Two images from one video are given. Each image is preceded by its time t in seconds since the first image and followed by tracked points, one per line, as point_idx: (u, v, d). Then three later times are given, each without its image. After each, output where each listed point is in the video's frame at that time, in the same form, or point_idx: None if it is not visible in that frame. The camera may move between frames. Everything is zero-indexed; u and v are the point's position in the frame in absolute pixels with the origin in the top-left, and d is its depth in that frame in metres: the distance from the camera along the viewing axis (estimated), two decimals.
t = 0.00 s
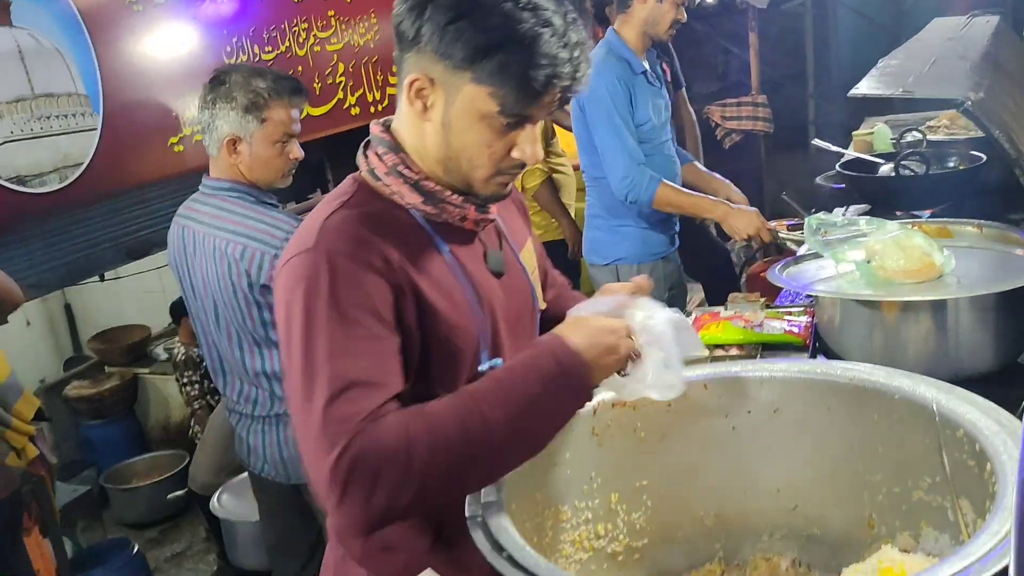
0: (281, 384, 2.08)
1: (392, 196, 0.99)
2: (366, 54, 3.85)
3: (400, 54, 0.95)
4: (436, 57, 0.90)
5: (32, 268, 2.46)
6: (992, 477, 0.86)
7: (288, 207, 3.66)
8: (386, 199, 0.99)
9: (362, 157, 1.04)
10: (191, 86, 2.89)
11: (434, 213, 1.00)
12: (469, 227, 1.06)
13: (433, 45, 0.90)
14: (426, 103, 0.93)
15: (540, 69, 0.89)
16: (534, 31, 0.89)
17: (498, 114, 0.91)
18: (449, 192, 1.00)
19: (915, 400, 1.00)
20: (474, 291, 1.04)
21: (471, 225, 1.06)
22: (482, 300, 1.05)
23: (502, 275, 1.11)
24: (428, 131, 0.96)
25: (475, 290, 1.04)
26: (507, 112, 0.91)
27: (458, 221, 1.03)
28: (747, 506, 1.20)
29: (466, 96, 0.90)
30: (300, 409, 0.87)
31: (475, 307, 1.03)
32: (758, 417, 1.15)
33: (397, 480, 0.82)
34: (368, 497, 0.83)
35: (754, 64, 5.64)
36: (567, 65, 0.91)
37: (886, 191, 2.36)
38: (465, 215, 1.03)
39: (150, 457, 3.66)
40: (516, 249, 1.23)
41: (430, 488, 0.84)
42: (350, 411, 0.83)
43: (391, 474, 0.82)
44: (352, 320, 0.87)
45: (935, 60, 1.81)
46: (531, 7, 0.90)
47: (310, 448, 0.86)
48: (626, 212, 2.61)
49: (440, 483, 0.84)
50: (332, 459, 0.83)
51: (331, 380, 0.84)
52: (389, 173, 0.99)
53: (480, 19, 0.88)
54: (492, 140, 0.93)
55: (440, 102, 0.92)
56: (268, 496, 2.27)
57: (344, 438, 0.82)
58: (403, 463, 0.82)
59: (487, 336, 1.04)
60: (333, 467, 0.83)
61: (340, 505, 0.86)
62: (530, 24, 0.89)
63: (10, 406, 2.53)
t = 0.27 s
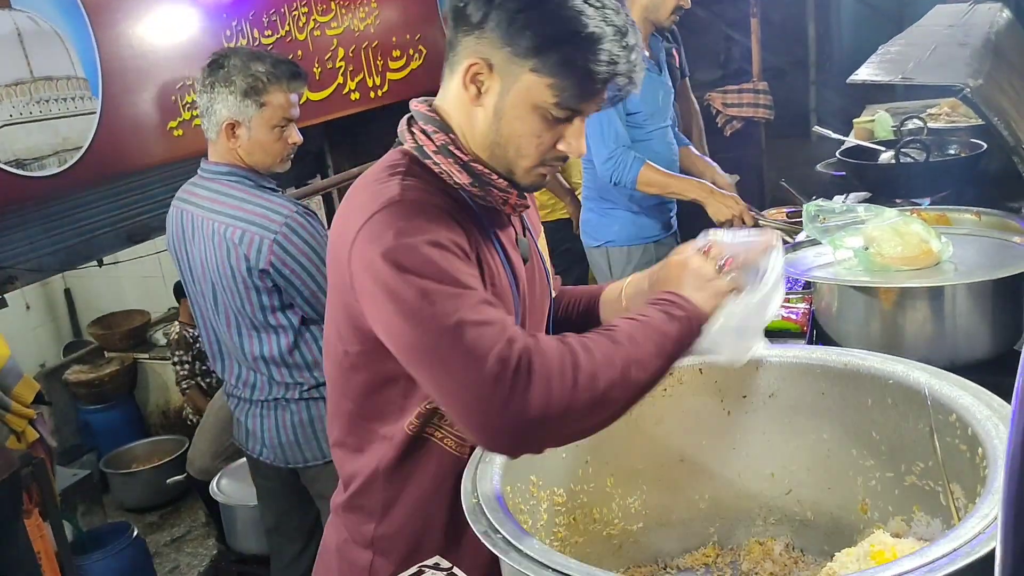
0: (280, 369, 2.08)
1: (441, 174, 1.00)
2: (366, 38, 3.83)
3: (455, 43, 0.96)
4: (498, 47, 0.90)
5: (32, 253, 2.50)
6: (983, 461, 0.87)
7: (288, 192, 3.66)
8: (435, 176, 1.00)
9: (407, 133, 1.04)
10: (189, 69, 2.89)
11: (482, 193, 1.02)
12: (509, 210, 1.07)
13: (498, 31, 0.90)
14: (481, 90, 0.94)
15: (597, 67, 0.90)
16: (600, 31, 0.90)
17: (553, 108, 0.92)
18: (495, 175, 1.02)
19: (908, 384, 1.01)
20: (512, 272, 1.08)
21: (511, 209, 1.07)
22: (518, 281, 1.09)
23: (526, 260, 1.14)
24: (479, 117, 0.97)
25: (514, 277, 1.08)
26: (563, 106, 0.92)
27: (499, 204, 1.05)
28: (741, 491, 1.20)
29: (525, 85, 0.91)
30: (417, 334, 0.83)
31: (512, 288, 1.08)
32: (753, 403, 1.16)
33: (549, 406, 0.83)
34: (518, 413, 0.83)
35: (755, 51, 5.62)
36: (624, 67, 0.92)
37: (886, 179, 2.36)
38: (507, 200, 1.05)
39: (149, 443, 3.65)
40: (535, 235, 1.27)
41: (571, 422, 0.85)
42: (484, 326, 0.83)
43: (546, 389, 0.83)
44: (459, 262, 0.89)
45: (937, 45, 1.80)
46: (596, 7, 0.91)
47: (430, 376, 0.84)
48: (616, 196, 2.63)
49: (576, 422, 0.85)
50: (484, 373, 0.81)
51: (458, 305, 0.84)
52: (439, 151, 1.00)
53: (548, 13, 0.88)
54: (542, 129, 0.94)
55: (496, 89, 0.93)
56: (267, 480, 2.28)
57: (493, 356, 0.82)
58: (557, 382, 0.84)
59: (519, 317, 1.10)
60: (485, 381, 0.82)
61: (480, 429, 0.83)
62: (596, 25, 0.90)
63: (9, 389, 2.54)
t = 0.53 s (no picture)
0: (277, 362, 2.09)
1: (477, 169, 1.00)
2: (365, 31, 3.83)
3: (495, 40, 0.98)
4: (534, 45, 0.92)
5: (32, 244, 2.51)
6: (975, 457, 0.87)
7: (287, 185, 3.65)
8: (470, 170, 1.00)
9: (442, 125, 1.04)
10: (187, 62, 2.88)
11: (513, 191, 1.02)
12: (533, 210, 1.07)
13: (536, 29, 0.91)
14: (510, 85, 0.96)
15: (629, 73, 0.90)
16: (637, 42, 0.90)
17: (579, 112, 0.93)
18: (522, 175, 1.03)
19: (900, 378, 1.02)
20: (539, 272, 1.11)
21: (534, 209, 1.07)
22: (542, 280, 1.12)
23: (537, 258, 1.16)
24: (507, 113, 0.99)
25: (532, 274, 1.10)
26: (588, 111, 0.93)
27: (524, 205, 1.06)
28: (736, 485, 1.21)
29: (556, 85, 0.92)
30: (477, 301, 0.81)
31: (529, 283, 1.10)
32: (748, 397, 1.16)
33: (639, 390, 0.76)
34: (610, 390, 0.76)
35: (755, 44, 5.61)
36: (654, 77, 0.93)
37: (883, 173, 2.36)
38: (531, 202, 1.06)
39: (146, 435, 3.66)
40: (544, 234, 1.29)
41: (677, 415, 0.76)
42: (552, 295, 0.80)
43: (635, 369, 0.77)
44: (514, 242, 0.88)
45: (936, 40, 1.80)
46: (637, 14, 0.91)
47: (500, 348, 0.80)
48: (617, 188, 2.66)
49: (671, 416, 0.76)
50: (559, 342, 0.78)
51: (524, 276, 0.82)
52: (475, 145, 1.00)
53: (587, 14, 0.89)
54: (568, 132, 0.96)
55: (526, 88, 0.95)
56: (265, 472, 2.29)
57: (572, 325, 0.78)
58: (644, 366, 0.78)
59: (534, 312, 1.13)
60: (564, 352, 0.77)
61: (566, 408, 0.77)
62: (634, 37, 0.90)
63: (9, 381, 2.54)
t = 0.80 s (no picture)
0: (278, 359, 2.10)
1: (463, 164, 1.03)
2: (365, 28, 3.82)
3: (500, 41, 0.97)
4: (537, 52, 0.91)
5: (33, 240, 2.52)
6: (970, 455, 0.88)
7: (288, 181, 3.66)
8: (459, 165, 1.03)
9: (435, 120, 1.06)
10: (188, 59, 2.88)
11: (498, 187, 1.06)
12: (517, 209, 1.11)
13: (541, 35, 0.90)
14: (512, 88, 0.96)
15: (628, 87, 0.90)
16: (636, 57, 0.89)
17: (576, 119, 0.94)
18: (510, 171, 1.06)
19: (897, 377, 1.02)
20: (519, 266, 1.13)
21: (519, 208, 1.11)
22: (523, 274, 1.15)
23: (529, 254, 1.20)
24: (507, 115, 1.00)
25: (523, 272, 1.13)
26: (584, 119, 0.94)
27: (511, 200, 1.09)
28: (733, 482, 1.22)
29: (555, 93, 0.93)
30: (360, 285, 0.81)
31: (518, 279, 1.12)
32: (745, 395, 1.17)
33: (464, 361, 0.72)
34: (424, 361, 0.73)
35: (756, 41, 5.61)
36: (653, 92, 0.92)
37: (883, 171, 2.36)
38: (518, 198, 1.09)
39: (149, 430, 3.67)
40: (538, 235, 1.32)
41: (505, 381, 0.71)
42: (417, 280, 0.78)
43: (463, 335, 0.73)
44: (413, 228, 0.85)
45: (936, 39, 1.79)
46: (642, 31, 0.89)
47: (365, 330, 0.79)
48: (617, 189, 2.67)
49: (502, 395, 0.71)
50: (399, 317, 0.75)
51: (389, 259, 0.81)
52: (462, 140, 1.03)
53: (593, 25, 0.88)
54: (565, 137, 0.97)
55: (527, 91, 0.95)
56: (265, 468, 2.30)
57: (418, 301, 0.76)
58: (482, 334, 0.74)
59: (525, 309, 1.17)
60: (399, 326, 0.75)
61: (389, 379, 0.74)
62: (635, 52, 0.89)
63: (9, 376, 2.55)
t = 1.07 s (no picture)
0: (278, 355, 2.10)
1: (431, 156, 1.04)
2: (365, 23, 3.81)
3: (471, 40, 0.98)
4: (511, 49, 0.92)
5: (33, 236, 2.51)
6: (969, 453, 0.88)
7: (288, 177, 3.65)
8: (426, 158, 1.04)
9: (406, 116, 1.07)
10: (188, 55, 2.87)
11: (465, 180, 1.05)
12: (490, 203, 1.10)
13: (514, 33, 0.91)
14: (484, 84, 0.96)
15: (599, 87, 0.91)
16: (607, 55, 0.90)
17: (547, 114, 0.94)
18: (481, 164, 1.05)
19: (895, 374, 1.03)
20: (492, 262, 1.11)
21: (492, 202, 1.10)
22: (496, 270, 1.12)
23: (508, 251, 1.18)
24: (478, 111, 0.99)
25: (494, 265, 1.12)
26: (555, 114, 0.94)
27: (482, 193, 1.08)
28: (731, 478, 1.22)
29: (527, 89, 0.93)
30: (335, 277, 0.84)
31: (490, 272, 1.11)
32: (743, 392, 1.17)
33: (424, 400, 0.77)
34: (384, 386, 0.78)
35: (757, 37, 5.60)
36: (624, 91, 0.93)
37: (883, 168, 2.36)
38: (489, 191, 1.08)
39: (149, 425, 3.68)
40: (518, 221, 1.30)
41: (454, 431, 0.77)
42: (397, 299, 0.82)
43: (422, 377, 0.78)
44: (387, 234, 0.88)
45: (936, 36, 1.79)
46: (614, 34, 0.91)
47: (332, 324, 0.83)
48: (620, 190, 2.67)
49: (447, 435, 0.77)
50: (371, 332, 0.80)
51: (374, 266, 0.83)
52: (432, 134, 1.03)
53: (567, 23, 0.89)
54: (535, 134, 0.97)
55: (499, 88, 0.95)
56: (265, 463, 2.31)
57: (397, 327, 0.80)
58: (444, 379, 0.79)
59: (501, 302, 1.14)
60: (371, 345, 0.79)
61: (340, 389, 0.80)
62: (607, 52, 0.90)
63: (10, 371, 2.55)
